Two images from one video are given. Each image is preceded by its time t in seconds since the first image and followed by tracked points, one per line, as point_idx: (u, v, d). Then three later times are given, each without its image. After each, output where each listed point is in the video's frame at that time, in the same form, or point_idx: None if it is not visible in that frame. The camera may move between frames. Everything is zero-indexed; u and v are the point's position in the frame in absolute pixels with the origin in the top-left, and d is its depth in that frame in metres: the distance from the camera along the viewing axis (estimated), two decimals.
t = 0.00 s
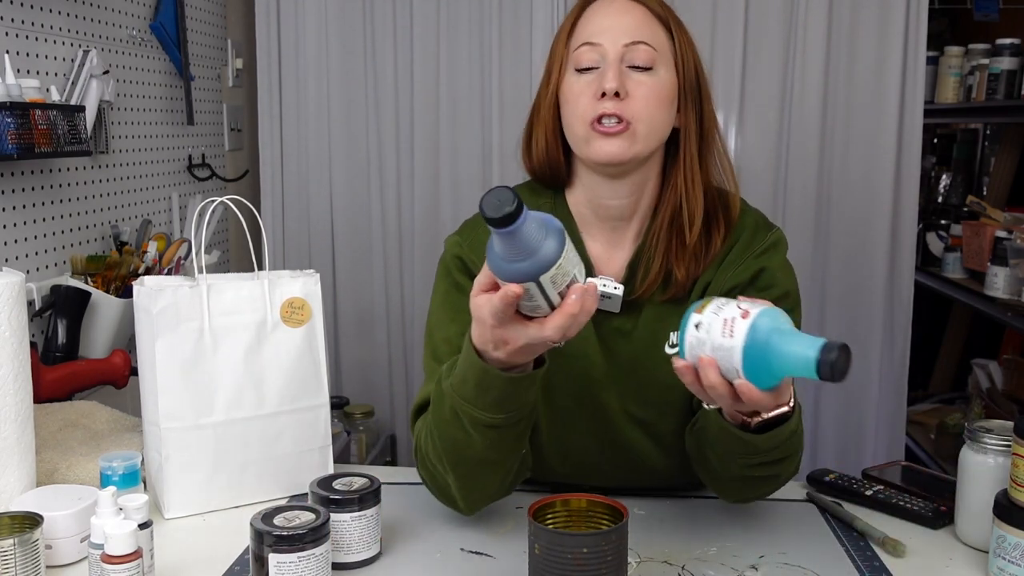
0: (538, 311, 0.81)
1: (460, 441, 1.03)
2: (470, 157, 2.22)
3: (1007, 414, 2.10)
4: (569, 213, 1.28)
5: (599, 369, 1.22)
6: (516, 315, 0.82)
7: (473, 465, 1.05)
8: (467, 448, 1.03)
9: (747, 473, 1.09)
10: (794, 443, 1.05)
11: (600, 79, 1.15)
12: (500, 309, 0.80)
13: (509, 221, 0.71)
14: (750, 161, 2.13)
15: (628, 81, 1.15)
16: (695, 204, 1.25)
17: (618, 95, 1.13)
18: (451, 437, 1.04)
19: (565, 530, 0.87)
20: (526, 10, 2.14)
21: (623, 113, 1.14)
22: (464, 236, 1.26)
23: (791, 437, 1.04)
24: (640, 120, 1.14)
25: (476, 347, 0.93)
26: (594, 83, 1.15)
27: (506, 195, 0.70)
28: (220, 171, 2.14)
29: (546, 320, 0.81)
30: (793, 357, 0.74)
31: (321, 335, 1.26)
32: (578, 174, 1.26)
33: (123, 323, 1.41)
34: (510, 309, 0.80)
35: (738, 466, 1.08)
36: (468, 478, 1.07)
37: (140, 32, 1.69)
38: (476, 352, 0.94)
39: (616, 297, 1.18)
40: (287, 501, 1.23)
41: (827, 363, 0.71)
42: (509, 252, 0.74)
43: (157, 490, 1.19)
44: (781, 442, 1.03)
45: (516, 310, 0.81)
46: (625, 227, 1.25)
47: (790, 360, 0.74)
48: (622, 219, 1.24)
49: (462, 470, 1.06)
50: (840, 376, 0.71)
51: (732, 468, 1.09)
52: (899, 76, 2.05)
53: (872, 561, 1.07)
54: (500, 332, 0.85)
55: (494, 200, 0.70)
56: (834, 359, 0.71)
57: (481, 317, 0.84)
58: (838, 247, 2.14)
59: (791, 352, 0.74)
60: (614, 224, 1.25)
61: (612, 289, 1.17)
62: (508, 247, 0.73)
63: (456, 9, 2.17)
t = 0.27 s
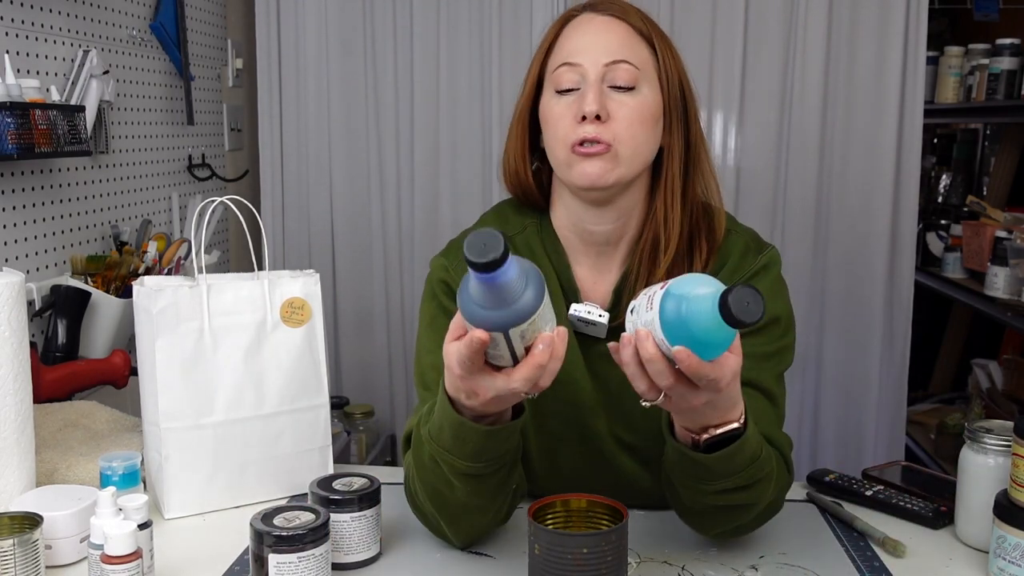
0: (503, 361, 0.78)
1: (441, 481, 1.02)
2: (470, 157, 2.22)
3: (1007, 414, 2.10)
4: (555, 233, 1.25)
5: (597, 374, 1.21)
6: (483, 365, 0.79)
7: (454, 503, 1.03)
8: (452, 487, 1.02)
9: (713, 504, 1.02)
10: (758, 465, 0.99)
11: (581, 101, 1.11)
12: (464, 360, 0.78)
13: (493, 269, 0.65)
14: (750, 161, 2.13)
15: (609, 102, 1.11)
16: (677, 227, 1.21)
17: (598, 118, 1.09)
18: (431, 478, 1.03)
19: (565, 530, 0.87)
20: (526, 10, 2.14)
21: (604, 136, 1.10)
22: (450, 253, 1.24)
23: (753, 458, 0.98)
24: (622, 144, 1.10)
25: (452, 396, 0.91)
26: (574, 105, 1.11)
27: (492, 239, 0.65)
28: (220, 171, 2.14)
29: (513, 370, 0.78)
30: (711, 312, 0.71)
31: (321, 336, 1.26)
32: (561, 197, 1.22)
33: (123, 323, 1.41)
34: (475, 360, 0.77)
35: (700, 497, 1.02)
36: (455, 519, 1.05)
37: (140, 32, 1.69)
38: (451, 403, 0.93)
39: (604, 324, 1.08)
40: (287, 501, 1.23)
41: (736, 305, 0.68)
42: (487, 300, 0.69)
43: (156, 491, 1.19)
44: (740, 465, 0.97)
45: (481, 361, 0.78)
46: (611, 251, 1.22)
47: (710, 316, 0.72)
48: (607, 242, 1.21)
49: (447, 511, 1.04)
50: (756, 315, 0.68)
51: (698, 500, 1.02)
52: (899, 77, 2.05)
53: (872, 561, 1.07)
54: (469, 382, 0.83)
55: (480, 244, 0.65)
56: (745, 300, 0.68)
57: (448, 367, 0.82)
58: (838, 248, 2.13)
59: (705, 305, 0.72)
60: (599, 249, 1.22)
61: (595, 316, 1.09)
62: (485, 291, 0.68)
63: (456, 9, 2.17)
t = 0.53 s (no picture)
0: (521, 397, 0.77)
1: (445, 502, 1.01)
2: (470, 158, 2.22)
3: (1007, 414, 2.10)
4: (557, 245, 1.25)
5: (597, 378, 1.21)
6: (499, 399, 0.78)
7: (459, 522, 1.02)
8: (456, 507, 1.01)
9: (705, 531, 1.01)
10: (750, 493, 0.99)
11: (591, 121, 1.09)
12: (481, 396, 0.77)
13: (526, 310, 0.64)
14: (750, 161, 2.13)
15: (620, 123, 1.09)
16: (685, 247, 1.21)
17: (610, 141, 1.08)
18: (434, 498, 1.02)
19: (565, 531, 0.87)
20: (526, 10, 2.15)
21: (614, 159, 1.08)
22: (448, 258, 1.23)
23: (744, 487, 0.98)
24: (633, 167, 1.09)
25: (459, 426, 0.91)
26: (584, 125, 1.10)
27: (530, 279, 0.64)
28: (220, 171, 2.14)
29: (531, 405, 0.78)
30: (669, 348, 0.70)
31: (321, 336, 1.26)
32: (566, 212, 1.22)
33: (123, 323, 1.41)
34: (492, 396, 0.76)
35: (691, 524, 1.01)
36: (458, 534, 1.04)
37: (140, 32, 1.69)
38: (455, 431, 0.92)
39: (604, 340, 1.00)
40: (287, 501, 1.23)
41: (684, 335, 0.67)
42: (513, 337, 0.67)
43: (156, 490, 1.19)
44: (733, 492, 0.97)
45: (498, 396, 0.78)
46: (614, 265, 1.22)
47: (668, 352, 0.70)
48: (608, 256, 1.21)
49: (450, 528, 1.03)
50: (708, 342, 0.67)
51: (688, 527, 1.01)
52: (899, 77, 2.05)
53: (872, 561, 1.07)
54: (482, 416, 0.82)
55: (515, 282, 0.63)
56: (693, 328, 0.67)
57: (461, 400, 0.81)
58: (838, 248, 2.13)
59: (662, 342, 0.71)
60: (600, 264, 1.22)
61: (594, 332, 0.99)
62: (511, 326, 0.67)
63: (456, 10, 2.17)
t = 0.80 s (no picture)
0: (541, 406, 0.77)
1: (450, 505, 1.01)
2: (470, 158, 2.22)
3: (1007, 414, 2.10)
4: (559, 247, 1.25)
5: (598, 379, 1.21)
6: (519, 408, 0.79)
7: (463, 525, 1.02)
8: (460, 509, 1.00)
9: (706, 536, 1.01)
10: (751, 499, 0.99)
11: (603, 128, 1.09)
12: (501, 405, 0.77)
13: (558, 321, 0.66)
14: (750, 161, 2.13)
15: (632, 130, 1.09)
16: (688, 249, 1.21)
17: (622, 149, 1.07)
18: (438, 501, 1.01)
19: (565, 531, 0.87)
20: (526, 10, 2.15)
21: (626, 168, 1.08)
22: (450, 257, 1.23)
23: (745, 493, 0.98)
24: (644, 174, 1.08)
25: (470, 432, 0.91)
26: (595, 132, 1.09)
27: (566, 290, 0.66)
28: (220, 171, 2.14)
29: (551, 415, 0.78)
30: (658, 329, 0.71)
31: (321, 336, 1.26)
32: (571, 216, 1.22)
33: (123, 323, 1.41)
34: (512, 405, 0.76)
35: (692, 528, 1.00)
36: (461, 536, 1.04)
37: (140, 32, 1.69)
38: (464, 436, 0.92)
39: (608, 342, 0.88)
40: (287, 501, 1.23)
41: (662, 306, 0.69)
42: (540, 346, 0.69)
43: (157, 491, 1.19)
44: (734, 499, 0.97)
45: (518, 405, 0.78)
46: (618, 268, 1.22)
47: (656, 334, 0.71)
48: (613, 259, 1.21)
49: (454, 530, 1.03)
50: (687, 305, 0.69)
51: (688, 532, 1.01)
52: (899, 77, 2.05)
53: (872, 561, 1.07)
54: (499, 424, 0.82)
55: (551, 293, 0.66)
56: (670, 297, 0.69)
57: (477, 408, 0.81)
58: (838, 248, 2.13)
59: (649, 327, 0.72)
60: (604, 267, 1.22)
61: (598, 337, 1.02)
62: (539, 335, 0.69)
63: (456, 10, 2.17)
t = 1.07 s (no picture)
0: (548, 412, 0.77)
1: (450, 505, 1.01)
2: (470, 157, 2.22)
3: (1007, 414, 2.10)
4: (560, 248, 1.25)
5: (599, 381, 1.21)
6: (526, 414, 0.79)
7: (464, 526, 1.02)
8: (460, 510, 1.00)
9: (705, 539, 1.01)
10: (752, 502, 0.99)
11: (604, 129, 1.09)
12: (509, 410, 0.77)
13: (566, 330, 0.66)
14: (750, 160, 2.13)
15: (633, 131, 1.09)
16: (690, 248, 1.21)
17: (623, 150, 1.07)
18: (439, 501, 1.01)
19: (565, 531, 0.87)
20: (526, 10, 2.15)
21: (627, 168, 1.08)
22: (450, 257, 1.23)
23: (746, 496, 0.98)
24: (645, 175, 1.09)
25: (474, 436, 0.90)
26: (596, 133, 1.09)
27: (575, 298, 0.66)
28: (220, 171, 2.14)
29: (559, 420, 0.78)
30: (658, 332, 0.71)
31: (321, 336, 1.26)
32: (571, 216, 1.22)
33: (123, 323, 1.41)
34: (519, 411, 0.76)
35: (693, 530, 1.00)
36: (462, 536, 1.04)
37: (140, 32, 1.69)
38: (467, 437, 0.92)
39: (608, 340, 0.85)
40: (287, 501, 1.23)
41: (660, 309, 0.69)
42: (547, 351, 0.69)
43: (157, 491, 1.19)
44: (734, 502, 0.97)
45: (525, 410, 0.78)
46: (618, 268, 1.22)
47: (654, 336, 0.72)
48: (614, 259, 1.21)
49: (454, 531, 1.03)
50: (684, 305, 0.69)
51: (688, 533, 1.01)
52: (899, 77, 2.05)
53: (872, 561, 1.07)
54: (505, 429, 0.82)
55: (560, 308, 0.65)
56: (666, 299, 0.69)
57: (483, 413, 0.81)
58: (838, 248, 2.13)
59: (647, 331, 0.72)
60: (605, 267, 1.22)
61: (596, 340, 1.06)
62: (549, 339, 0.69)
63: (456, 10, 2.17)
